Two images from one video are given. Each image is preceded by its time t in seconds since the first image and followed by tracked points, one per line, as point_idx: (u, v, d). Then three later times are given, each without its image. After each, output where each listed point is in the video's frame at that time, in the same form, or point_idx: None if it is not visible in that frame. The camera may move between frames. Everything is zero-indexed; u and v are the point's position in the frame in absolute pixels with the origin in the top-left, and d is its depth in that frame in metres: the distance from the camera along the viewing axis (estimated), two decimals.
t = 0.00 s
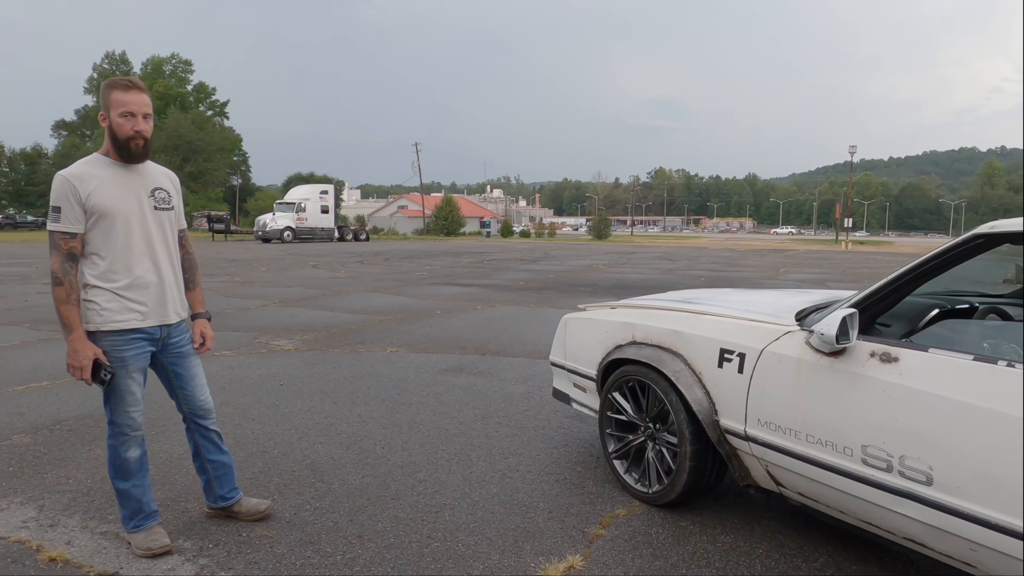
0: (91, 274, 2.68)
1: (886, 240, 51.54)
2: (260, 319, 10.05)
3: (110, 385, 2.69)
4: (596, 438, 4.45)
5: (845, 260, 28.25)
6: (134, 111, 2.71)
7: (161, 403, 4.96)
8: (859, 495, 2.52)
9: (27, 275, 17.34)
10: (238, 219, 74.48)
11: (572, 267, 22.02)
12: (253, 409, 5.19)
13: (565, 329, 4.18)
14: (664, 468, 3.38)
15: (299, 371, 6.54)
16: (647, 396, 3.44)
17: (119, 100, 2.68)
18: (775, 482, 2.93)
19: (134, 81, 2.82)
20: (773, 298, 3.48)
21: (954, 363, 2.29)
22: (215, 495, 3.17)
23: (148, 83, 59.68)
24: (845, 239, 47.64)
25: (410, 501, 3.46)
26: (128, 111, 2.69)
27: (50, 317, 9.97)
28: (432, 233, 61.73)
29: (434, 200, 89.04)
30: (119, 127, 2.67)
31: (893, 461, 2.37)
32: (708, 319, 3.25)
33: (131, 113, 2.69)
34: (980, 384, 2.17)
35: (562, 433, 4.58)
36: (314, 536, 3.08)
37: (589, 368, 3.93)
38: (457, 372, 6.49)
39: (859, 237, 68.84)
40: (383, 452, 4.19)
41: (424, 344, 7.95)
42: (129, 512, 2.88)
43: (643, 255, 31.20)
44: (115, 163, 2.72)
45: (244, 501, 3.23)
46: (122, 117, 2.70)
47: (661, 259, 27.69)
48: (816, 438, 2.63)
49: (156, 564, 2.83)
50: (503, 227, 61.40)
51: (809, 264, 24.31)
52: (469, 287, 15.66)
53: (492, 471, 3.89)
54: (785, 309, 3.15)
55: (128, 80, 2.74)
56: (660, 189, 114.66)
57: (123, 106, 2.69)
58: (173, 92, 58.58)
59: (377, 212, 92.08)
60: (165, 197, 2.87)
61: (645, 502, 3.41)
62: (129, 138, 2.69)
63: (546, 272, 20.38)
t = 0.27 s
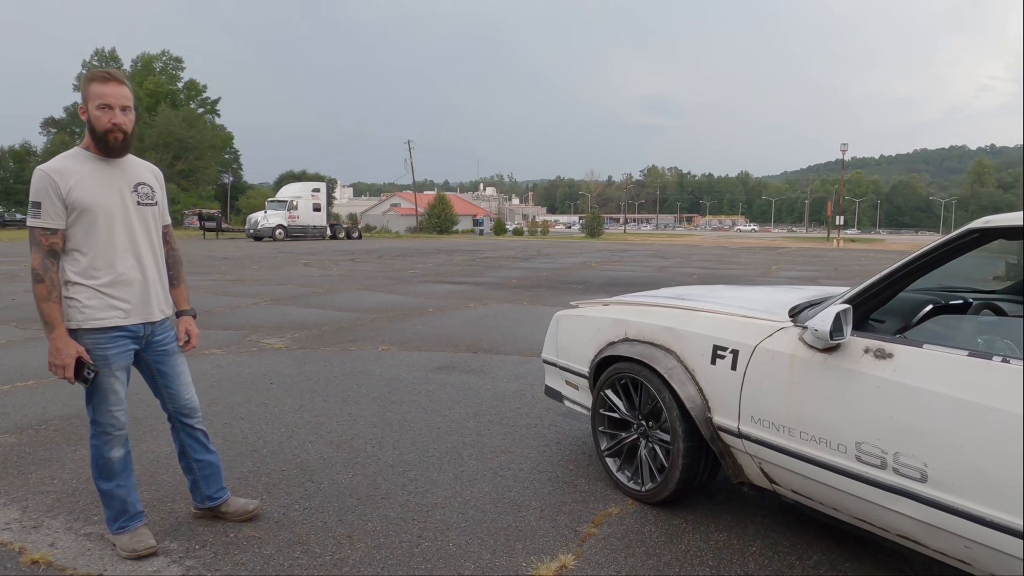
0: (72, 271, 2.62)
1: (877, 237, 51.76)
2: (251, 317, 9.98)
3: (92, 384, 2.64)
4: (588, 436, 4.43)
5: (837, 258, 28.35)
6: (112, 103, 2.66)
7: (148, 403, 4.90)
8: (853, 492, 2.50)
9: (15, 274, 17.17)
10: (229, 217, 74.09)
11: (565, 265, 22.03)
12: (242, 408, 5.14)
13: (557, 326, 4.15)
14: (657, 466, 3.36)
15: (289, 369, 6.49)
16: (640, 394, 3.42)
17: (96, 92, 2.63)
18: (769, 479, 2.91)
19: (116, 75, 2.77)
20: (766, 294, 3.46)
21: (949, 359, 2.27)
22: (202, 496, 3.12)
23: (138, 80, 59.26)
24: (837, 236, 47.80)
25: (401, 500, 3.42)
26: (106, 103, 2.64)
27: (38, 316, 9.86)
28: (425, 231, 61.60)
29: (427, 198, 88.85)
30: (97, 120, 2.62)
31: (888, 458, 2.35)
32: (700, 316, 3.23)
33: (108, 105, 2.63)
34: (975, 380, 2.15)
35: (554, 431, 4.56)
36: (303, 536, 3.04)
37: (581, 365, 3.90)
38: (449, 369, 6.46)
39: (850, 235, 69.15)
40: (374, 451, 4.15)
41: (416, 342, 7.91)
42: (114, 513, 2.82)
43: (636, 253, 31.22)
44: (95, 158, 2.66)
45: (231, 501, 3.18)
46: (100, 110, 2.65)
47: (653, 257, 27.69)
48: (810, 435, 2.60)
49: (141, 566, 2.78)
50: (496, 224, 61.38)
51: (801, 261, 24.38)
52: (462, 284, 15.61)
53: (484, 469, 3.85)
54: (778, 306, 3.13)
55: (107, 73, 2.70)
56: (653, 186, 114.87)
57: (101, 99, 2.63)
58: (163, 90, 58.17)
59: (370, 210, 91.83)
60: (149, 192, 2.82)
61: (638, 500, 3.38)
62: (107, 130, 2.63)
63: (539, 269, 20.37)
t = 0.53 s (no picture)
0: (55, 269, 2.56)
1: (869, 235, 52.00)
2: (242, 315, 9.89)
3: (76, 385, 2.58)
4: (584, 435, 4.39)
5: (830, 255, 28.43)
6: (94, 97, 2.59)
7: (137, 403, 4.83)
8: (853, 493, 2.47)
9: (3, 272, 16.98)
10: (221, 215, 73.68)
11: (558, 263, 22.00)
12: (233, 408, 5.07)
13: (552, 324, 4.11)
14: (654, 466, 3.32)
15: (280, 368, 6.42)
16: (636, 393, 3.38)
17: (77, 85, 2.56)
18: (767, 479, 2.88)
19: (100, 68, 2.70)
20: (763, 292, 3.43)
21: (950, 357, 2.24)
22: (191, 498, 3.06)
23: (129, 77, 58.78)
24: (829, 234, 47.94)
25: (394, 502, 3.37)
26: (87, 97, 2.57)
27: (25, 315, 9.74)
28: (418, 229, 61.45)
29: (420, 196, 88.63)
30: (79, 114, 2.56)
31: (888, 458, 2.32)
32: (697, 314, 3.19)
33: (90, 98, 2.56)
34: (976, 379, 2.12)
35: (549, 430, 4.51)
36: (295, 539, 2.99)
37: (576, 364, 3.86)
38: (443, 368, 6.41)
39: (843, 233, 69.40)
40: (366, 451, 4.10)
41: (409, 340, 7.85)
42: (100, 516, 2.76)
43: (629, 251, 31.24)
44: (78, 153, 2.60)
45: (221, 504, 3.12)
46: (83, 104, 2.58)
47: (646, 255, 27.67)
48: (809, 435, 2.57)
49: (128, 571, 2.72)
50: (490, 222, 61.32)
51: (793, 259, 24.45)
52: (455, 282, 15.56)
53: (478, 469, 3.81)
54: (775, 304, 3.09)
55: (90, 65, 2.63)
56: (646, 185, 115.03)
57: (82, 92, 2.57)
58: (154, 87, 57.73)
59: (363, 207, 91.55)
60: (134, 188, 2.76)
61: (634, 501, 3.35)
62: (89, 125, 2.56)
63: (533, 267, 20.34)
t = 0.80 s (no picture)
0: (34, 273, 2.47)
1: (860, 233, 52.26)
2: (233, 315, 9.78)
3: (57, 393, 2.49)
4: (580, 439, 4.32)
5: (821, 253, 28.53)
6: (73, 94, 2.49)
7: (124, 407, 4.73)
8: (858, 501, 2.42)
9: None
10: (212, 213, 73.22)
11: (552, 262, 21.94)
12: (223, 412, 4.97)
13: (548, 327, 4.04)
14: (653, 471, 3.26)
15: (271, 370, 6.33)
16: (634, 397, 3.32)
17: (55, 82, 2.47)
18: (768, 486, 2.82)
19: (79, 63, 2.60)
20: (763, 295, 3.37)
21: (959, 363, 2.18)
22: (178, 508, 2.97)
23: (118, 74, 58.23)
24: (820, 232, 48.13)
25: (387, 509, 3.30)
26: (66, 94, 2.48)
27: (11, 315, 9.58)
28: (410, 227, 61.26)
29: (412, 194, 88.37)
30: (58, 112, 2.46)
31: (895, 466, 2.27)
32: (696, 317, 3.13)
33: (68, 96, 2.47)
34: (987, 386, 2.06)
35: (545, 433, 4.45)
36: (286, 549, 2.91)
37: (573, 367, 3.79)
38: (436, 370, 6.33)
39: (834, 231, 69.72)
40: (359, 456, 4.02)
41: (402, 341, 7.76)
42: (83, 528, 2.67)
43: (622, 249, 31.24)
44: (57, 153, 2.51)
45: (209, 513, 3.03)
46: (61, 102, 2.49)
47: (639, 253, 27.67)
48: (813, 442, 2.52)
49: None
50: (482, 220, 61.20)
51: (786, 257, 24.49)
52: (448, 281, 15.46)
53: (473, 475, 3.74)
54: (776, 306, 3.04)
55: (69, 61, 2.53)
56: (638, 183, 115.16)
57: (61, 89, 2.47)
58: (144, 84, 57.24)
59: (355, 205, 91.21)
60: (116, 189, 2.66)
61: (632, 507, 3.28)
62: (68, 123, 2.47)
63: (526, 266, 20.27)
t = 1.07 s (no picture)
0: (11, 274, 2.38)
1: (851, 232, 52.48)
2: (223, 315, 9.65)
3: (36, 399, 2.40)
4: (576, 441, 4.25)
5: (814, 251, 28.55)
6: (54, 89, 2.41)
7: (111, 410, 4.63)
8: (863, 506, 2.36)
9: None
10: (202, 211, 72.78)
11: (545, 260, 21.86)
12: (212, 414, 4.88)
13: (544, 327, 3.97)
14: (652, 475, 3.19)
15: (262, 371, 6.23)
16: (633, 399, 3.25)
17: (36, 77, 2.38)
18: (770, 490, 2.76)
19: (57, 57, 2.52)
20: (764, 294, 3.31)
21: (969, 366, 2.12)
22: (164, 515, 2.88)
23: (107, 71, 57.67)
24: (812, 230, 48.31)
25: (381, 515, 3.22)
26: (47, 89, 2.40)
27: None
28: (402, 226, 61.08)
29: (405, 192, 88.13)
30: (38, 108, 2.38)
31: (903, 471, 2.21)
32: (696, 317, 3.06)
33: (49, 92, 2.39)
34: (999, 389, 2.00)
35: (541, 435, 4.38)
36: (276, 558, 2.83)
37: (570, 368, 3.72)
38: (429, 370, 6.25)
39: (825, 228, 69.98)
40: (352, 459, 3.94)
41: (395, 341, 7.67)
42: (65, 538, 2.57)
43: (615, 247, 31.22)
44: (34, 150, 2.41)
45: (197, 520, 2.95)
46: (41, 97, 2.40)
47: (633, 251, 27.64)
48: (817, 445, 2.46)
49: None
50: (475, 219, 61.16)
51: (779, 255, 24.50)
52: (441, 280, 15.37)
53: (469, 478, 3.67)
54: (778, 306, 2.98)
55: (48, 54, 2.44)
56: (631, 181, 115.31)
57: (41, 84, 2.39)
58: (134, 81, 56.73)
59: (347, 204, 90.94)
60: (96, 187, 2.57)
61: (631, 511, 3.22)
62: (49, 119, 2.39)
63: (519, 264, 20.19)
